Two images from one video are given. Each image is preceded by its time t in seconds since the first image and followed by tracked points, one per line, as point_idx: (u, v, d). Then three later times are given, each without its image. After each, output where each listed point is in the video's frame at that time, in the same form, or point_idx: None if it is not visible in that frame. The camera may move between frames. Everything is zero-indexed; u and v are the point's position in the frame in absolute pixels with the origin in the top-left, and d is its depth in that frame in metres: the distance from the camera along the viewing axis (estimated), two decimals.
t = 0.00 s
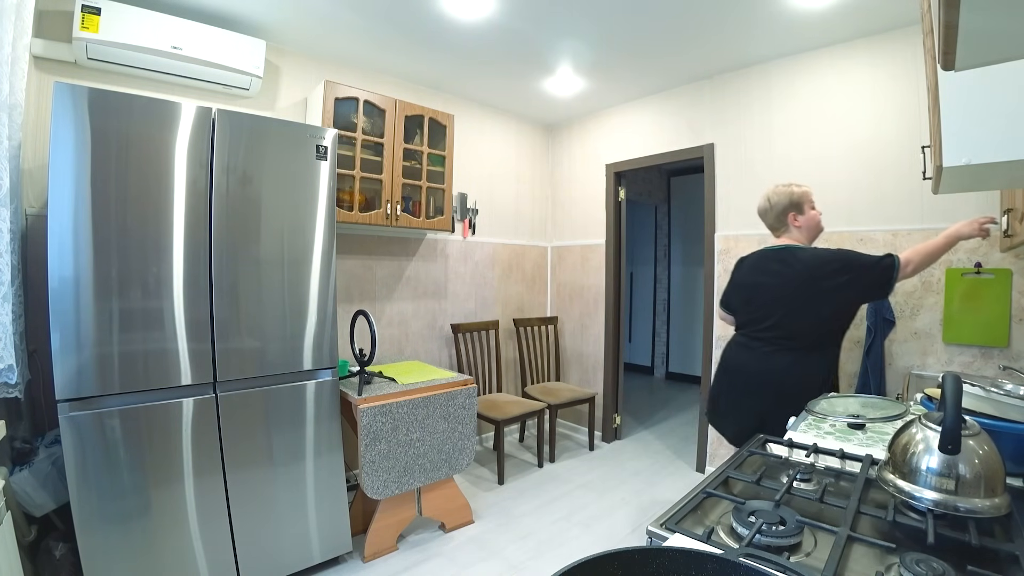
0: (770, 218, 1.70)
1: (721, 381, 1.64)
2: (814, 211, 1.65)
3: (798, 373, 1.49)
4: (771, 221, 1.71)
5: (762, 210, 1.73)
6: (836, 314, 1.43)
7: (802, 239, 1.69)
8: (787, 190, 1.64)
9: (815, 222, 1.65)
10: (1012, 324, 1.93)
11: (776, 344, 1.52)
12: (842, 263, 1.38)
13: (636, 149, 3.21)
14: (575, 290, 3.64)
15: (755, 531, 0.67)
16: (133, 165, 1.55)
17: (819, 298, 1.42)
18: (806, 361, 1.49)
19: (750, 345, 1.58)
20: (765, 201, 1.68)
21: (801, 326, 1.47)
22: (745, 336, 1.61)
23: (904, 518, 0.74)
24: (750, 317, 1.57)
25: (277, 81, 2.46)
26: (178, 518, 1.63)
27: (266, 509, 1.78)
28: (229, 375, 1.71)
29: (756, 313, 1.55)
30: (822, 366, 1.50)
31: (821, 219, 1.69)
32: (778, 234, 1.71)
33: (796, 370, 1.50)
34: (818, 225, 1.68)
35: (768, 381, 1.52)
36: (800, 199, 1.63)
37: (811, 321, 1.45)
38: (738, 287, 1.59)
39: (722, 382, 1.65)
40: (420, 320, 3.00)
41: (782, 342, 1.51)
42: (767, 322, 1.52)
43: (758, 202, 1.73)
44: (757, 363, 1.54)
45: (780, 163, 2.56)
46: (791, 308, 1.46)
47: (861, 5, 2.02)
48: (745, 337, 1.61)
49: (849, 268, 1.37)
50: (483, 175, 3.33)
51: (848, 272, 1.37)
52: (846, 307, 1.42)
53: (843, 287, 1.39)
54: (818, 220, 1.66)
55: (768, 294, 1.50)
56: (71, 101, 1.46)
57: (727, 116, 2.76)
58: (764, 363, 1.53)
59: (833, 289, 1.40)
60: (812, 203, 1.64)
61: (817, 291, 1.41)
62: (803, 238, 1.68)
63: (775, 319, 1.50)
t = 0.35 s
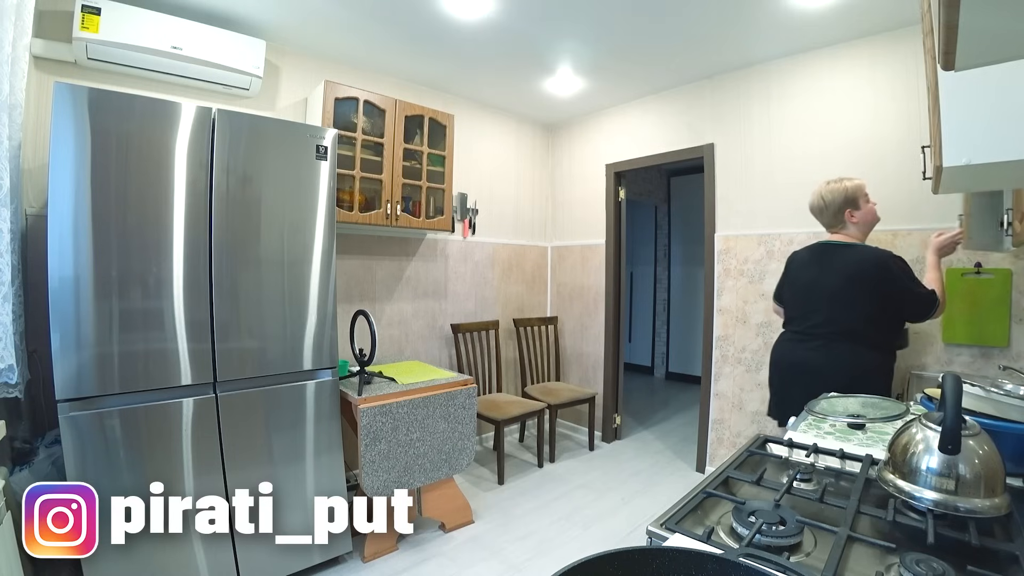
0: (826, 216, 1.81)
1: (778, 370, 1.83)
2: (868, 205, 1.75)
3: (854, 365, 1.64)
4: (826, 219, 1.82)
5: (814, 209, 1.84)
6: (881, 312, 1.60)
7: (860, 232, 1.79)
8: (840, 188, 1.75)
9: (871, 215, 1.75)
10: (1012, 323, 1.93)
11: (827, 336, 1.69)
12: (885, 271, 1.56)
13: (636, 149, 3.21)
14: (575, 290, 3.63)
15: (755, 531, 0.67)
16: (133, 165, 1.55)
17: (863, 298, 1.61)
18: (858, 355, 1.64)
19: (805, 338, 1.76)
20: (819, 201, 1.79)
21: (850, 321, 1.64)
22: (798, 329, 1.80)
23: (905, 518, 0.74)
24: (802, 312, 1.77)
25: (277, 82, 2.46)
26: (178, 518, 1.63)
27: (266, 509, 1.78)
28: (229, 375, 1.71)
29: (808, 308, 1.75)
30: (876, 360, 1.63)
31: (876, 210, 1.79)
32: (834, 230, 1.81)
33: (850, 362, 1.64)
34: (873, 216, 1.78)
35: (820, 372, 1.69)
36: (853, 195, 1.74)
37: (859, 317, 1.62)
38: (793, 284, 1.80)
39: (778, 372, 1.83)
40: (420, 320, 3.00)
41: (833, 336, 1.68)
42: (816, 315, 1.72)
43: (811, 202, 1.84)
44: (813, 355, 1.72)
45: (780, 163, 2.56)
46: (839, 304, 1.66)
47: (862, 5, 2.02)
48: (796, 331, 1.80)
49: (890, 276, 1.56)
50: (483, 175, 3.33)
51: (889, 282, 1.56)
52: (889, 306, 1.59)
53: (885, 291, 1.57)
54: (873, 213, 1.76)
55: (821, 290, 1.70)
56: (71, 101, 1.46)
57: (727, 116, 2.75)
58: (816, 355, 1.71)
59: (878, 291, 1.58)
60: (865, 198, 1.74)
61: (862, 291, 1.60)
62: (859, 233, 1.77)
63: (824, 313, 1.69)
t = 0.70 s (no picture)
0: (838, 216, 1.83)
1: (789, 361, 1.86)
2: (879, 203, 1.76)
3: (857, 360, 1.65)
4: (838, 219, 1.84)
5: (826, 210, 1.86)
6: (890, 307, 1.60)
7: (874, 230, 1.79)
8: (848, 189, 1.77)
9: (883, 212, 1.75)
10: (1011, 323, 1.93)
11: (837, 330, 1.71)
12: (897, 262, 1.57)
13: (635, 149, 3.22)
14: (575, 290, 3.64)
15: (755, 531, 0.67)
16: (133, 165, 1.55)
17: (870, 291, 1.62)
18: (866, 353, 1.65)
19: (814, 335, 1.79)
20: (829, 203, 1.82)
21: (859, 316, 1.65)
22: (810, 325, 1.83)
23: (905, 518, 0.74)
24: (816, 307, 1.80)
25: (277, 82, 2.46)
26: (179, 518, 1.63)
27: (266, 509, 1.78)
28: (230, 375, 1.71)
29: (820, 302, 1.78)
30: (885, 360, 1.63)
31: (889, 208, 1.78)
32: (847, 230, 1.82)
33: (856, 358, 1.66)
34: (885, 213, 1.78)
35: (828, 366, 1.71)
36: (862, 195, 1.75)
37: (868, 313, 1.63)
38: (810, 278, 1.83)
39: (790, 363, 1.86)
40: (420, 320, 3.00)
41: (843, 332, 1.69)
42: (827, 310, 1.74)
43: (822, 203, 1.86)
44: (817, 350, 1.75)
45: (780, 163, 2.56)
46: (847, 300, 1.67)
47: (862, 5, 2.02)
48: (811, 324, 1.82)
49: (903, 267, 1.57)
50: (483, 175, 3.33)
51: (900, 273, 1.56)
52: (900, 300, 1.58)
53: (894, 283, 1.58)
54: (885, 210, 1.76)
55: (831, 286, 1.73)
56: (71, 101, 1.46)
57: (727, 116, 2.76)
58: (825, 350, 1.73)
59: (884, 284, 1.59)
60: (875, 196, 1.74)
61: (872, 287, 1.61)
62: (873, 230, 1.78)
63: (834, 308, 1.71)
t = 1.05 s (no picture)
0: (845, 219, 1.87)
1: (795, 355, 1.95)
2: (882, 203, 1.79)
3: (863, 347, 1.72)
4: (845, 222, 1.88)
5: (833, 215, 1.91)
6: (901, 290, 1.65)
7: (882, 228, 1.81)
8: (850, 192, 1.81)
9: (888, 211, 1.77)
10: (1011, 324, 1.93)
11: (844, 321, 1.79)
12: (903, 239, 1.61)
13: (635, 149, 3.22)
14: (575, 290, 3.64)
15: (755, 531, 0.67)
16: (133, 165, 1.55)
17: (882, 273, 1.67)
18: (872, 339, 1.71)
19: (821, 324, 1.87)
20: (833, 207, 1.86)
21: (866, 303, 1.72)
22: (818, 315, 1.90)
23: (905, 518, 0.74)
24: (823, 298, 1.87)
25: (277, 82, 2.46)
26: (179, 518, 1.63)
27: (266, 509, 1.78)
28: (230, 375, 1.71)
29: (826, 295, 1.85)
30: (890, 348, 1.69)
31: (894, 207, 1.81)
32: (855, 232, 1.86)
33: (862, 344, 1.73)
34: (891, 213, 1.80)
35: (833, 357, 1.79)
36: (864, 196, 1.78)
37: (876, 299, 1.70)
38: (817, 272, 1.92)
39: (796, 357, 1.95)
40: (420, 320, 3.00)
41: (848, 321, 1.78)
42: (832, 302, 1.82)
43: (828, 208, 1.91)
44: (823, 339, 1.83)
45: (780, 163, 2.56)
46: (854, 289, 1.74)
47: (862, 5, 2.02)
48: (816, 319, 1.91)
49: (912, 243, 1.58)
50: (484, 175, 3.33)
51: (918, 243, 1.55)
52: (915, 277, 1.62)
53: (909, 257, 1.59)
54: (890, 209, 1.79)
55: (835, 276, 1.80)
56: (71, 100, 1.46)
57: (727, 116, 2.75)
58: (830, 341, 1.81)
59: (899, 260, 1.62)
60: (877, 196, 1.78)
61: (874, 274, 1.68)
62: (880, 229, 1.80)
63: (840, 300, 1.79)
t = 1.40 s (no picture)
0: (861, 213, 1.89)
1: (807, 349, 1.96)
2: (898, 197, 1.83)
3: (875, 338, 1.73)
4: (862, 216, 1.90)
5: (848, 210, 1.93)
6: (913, 272, 1.64)
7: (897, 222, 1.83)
8: (868, 184, 1.85)
9: (905, 204, 1.81)
10: (1012, 323, 1.92)
11: (858, 309, 1.80)
12: (910, 226, 1.61)
13: (635, 149, 3.22)
14: (575, 290, 3.64)
15: (755, 531, 0.67)
16: (133, 165, 1.55)
17: (892, 255, 1.68)
18: (883, 330, 1.72)
19: (833, 314, 1.89)
20: (851, 200, 1.89)
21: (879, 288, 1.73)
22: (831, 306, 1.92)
23: (905, 518, 0.74)
24: (836, 288, 1.89)
25: (277, 82, 2.46)
26: (179, 518, 1.63)
27: (266, 509, 1.78)
28: (230, 375, 1.71)
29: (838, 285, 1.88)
30: (901, 338, 1.70)
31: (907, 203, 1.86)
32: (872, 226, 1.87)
33: (874, 335, 1.73)
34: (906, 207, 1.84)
35: (845, 348, 1.79)
36: (881, 188, 1.82)
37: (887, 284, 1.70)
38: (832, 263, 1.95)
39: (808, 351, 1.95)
40: (420, 320, 3.00)
41: (860, 311, 1.79)
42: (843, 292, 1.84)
43: (843, 203, 1.94)
44: (835, 329, 1.84)
45: (780, 164, 2.56)
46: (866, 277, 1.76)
47: (862, 5, 2.02)
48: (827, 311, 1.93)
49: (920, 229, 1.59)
50: (484, 175, 3.33)
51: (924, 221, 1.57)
52: (926, 259, 1.62)
53: (917, 237, 1.60)
54: (905, 204, 1.84)
55: (849, 266, 1.83)
56: (71, 100, 1.46)
57: (727, 116, 2.75)
58: (843, 332, 1.81)
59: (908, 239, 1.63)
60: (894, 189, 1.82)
61: (886, 261, 1.70)
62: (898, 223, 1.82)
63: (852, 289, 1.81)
